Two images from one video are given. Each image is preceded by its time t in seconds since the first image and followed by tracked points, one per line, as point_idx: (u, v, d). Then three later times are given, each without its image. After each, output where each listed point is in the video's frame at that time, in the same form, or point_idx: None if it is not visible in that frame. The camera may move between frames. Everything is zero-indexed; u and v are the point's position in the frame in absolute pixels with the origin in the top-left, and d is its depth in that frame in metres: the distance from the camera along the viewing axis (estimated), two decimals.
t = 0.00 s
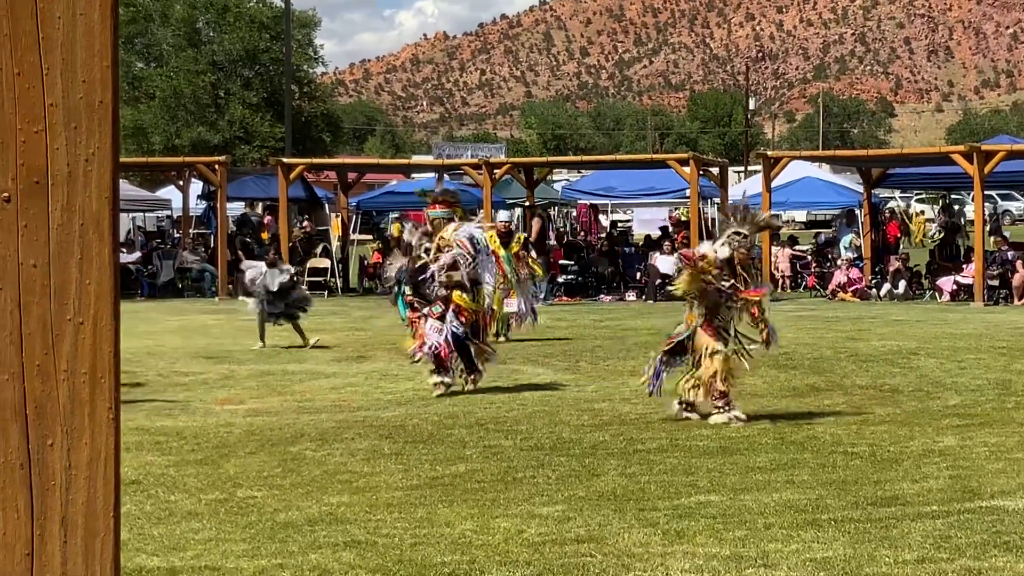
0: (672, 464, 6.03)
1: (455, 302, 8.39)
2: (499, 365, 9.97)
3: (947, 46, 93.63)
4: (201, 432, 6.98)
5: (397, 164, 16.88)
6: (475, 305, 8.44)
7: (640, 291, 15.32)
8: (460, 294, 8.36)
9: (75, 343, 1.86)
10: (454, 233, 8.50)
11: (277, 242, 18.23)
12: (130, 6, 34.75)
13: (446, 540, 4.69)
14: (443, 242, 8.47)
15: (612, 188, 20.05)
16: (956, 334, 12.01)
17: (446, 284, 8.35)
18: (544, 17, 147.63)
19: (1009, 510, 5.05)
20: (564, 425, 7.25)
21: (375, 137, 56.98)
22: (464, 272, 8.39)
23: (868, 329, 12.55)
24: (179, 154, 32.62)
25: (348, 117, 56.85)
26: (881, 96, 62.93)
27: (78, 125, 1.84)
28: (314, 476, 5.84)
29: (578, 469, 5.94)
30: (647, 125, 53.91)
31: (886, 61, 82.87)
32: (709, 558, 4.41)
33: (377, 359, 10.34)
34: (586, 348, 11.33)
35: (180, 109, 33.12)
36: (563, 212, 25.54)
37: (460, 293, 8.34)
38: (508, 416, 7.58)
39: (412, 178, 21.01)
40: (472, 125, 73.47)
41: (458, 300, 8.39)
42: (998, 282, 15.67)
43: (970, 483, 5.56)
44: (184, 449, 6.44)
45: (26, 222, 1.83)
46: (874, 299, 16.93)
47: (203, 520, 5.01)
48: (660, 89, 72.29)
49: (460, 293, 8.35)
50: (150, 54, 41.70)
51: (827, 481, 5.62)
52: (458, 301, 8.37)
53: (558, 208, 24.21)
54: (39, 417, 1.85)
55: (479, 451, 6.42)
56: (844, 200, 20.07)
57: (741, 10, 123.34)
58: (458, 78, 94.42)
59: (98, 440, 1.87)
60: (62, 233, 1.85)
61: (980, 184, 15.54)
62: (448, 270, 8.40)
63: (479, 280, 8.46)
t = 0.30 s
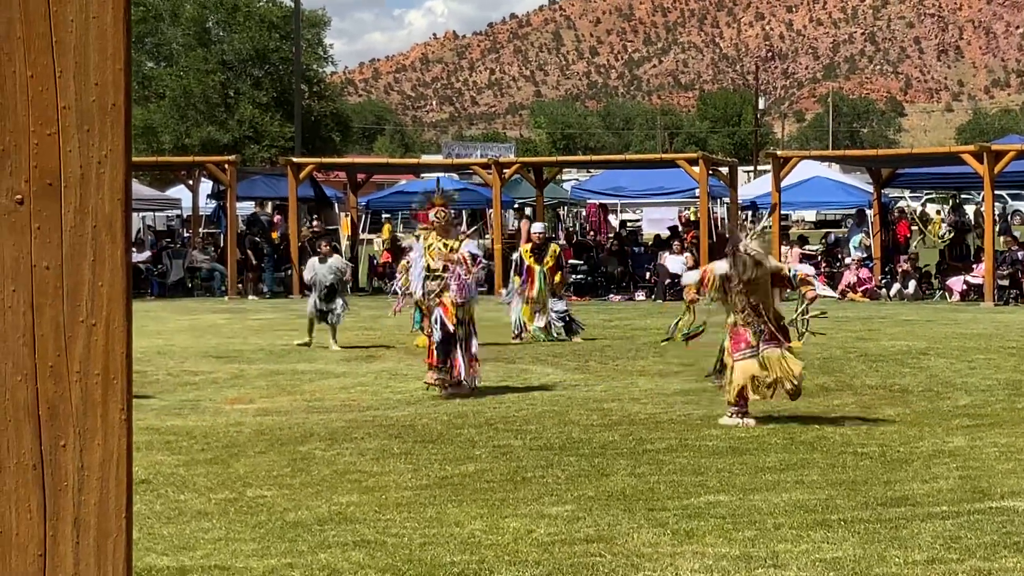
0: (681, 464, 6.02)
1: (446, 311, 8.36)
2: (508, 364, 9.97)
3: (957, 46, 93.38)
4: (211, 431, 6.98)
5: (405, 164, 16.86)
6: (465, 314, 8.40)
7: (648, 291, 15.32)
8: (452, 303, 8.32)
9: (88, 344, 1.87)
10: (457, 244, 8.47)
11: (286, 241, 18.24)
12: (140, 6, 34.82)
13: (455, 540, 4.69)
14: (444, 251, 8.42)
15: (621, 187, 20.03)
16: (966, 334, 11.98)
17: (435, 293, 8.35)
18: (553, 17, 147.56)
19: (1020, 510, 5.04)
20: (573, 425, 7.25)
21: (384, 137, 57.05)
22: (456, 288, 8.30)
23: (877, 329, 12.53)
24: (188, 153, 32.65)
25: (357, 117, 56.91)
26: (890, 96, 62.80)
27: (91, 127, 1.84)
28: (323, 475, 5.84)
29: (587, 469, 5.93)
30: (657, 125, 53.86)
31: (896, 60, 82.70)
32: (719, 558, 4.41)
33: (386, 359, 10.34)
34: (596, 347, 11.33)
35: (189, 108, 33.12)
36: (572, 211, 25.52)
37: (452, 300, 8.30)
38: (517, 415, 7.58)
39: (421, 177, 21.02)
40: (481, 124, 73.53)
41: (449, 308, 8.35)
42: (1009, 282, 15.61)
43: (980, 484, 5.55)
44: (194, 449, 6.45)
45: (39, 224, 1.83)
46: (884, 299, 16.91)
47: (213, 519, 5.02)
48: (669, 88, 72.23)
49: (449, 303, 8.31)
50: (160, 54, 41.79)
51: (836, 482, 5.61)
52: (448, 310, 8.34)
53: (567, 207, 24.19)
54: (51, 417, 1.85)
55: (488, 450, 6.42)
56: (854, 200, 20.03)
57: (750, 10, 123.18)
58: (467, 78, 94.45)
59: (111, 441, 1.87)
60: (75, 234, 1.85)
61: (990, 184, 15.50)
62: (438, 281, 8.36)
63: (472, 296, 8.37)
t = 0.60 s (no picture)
0: (687, 464, 6.02)
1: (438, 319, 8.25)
2: (515, 364, 9.97)
3: (964, 45, 93.21)
4: (217, 431, 6.99)
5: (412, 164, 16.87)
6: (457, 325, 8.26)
7: (655, 292, 15.32)
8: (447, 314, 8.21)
9: (95, 344, 1.87)
10: (448, 256, 8.23)
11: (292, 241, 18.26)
12: (147, 6, 34.87)
13: (462, 539, 4.69)
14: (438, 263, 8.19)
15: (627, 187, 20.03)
16: (974, 333, 11.97)
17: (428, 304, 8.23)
18: (559, 16, 147.56)
19: None
20: (580, 424, 7.25)
21: (391, 137, 57.10)
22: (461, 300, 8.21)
23: (885, 329, 12.51)
24: (195, 153, 32.71)
25: (363, 117, 56.99)
26: (898, 96, 62.67)
27: (98, 127, 1.84)
28: (330, 475, 5.85)
29: (593, 468, 5.93)
30: (663, 125, 53.84)
31: (903, 59, 82.58)
32: (725, 557, 4.40)
33: (393, 359, 10.36)
34: (603, 346, 11.35)
35: (196, 109, 33.19)
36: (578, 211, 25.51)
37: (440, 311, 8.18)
38: (524, 415, 7.57)
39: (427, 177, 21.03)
40: (488, 124, 73.60)
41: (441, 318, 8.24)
42: (1015, 281, 15.58)
43: (986, 483, 5.54)
44: (201, 448, 6.46)
45: (46, 224, 1.83)
46: (890, 299, 16.89)
47: (219, 519, 5.03)
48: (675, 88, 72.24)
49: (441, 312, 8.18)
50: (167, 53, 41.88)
51: (843, 481, 5.60)
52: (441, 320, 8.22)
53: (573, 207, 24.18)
54: (58, 416, 1.85)
55: (494, 450, 6.42)
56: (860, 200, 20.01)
57: (757, 10, 123.14)
58: (473, 77, 94.54)
59: (117, 442, 1.88)
60: (81, 233, 1.85)
61: (997, 184, 15.48)
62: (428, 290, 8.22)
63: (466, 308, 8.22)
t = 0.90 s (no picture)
0: (691, 464, 6.01)
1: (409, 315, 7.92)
2: (518, 364, 9.97)
3: (967, 45, 93.17)
4: (221, 431, 7.00)
5: (415, 164, 16.85)
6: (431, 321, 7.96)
7: (657, 292, 15.32)
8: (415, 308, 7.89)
9: (99, 346, 1.87)
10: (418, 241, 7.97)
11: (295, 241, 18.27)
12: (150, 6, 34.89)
13: (464, 540, 4.68)
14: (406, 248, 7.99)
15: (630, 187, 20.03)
16: (977, 333, 11.96)
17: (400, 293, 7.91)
18: (561, 16, 147.57)
19: None
20: (583, 424, 7.25)
21: (394, 137, 57.18)
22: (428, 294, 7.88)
23: (888, 329, 12.51)
24: (198, 153, 32.76)
25: (366, 117, 57.06)
26: (901, 95, 62.66)
27: (102, 128, 1.84)
28: (333, 475, 5.85)
29: (597, 469, 5.93)
30: (666, 125, 53.87)
31: (906, 58, 82.55)
32: (728, 558, 4.40)
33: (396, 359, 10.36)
34: (606, 346, 11.34)
35: (199, 109, 33.23)
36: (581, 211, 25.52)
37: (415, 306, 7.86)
38: (527, 415, 7.57)
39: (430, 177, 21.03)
40: (491, 124, 73.67)
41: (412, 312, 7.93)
42: (1019, 281, 15.58)
43: (990, 483, 5.53)
44: (204, 449, 6.46)
45: (50, 225, 1.83)
46: (893, 299, 16.88)
47: (223, 519, 5.02)
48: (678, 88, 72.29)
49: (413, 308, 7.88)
50: (170, 53, 41.95)
51: (846, 482, 5.60)
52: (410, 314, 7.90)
53: (575, 207, 24.17)
54: (62, 418, 1.85)
55: (497, 450, 6.42)
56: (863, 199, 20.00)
57: (760, 10, 123.15)
58: (476, 77, 94.60)
59: (121, 444, 1.88)
60: (85, 235, 1.85)
61: (1000, 184, 15.46)
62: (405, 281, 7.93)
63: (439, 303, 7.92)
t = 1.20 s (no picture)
0: (692, 464, 6.01)
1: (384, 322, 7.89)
2: (519, 364, 9.97)
3: (967, 45, 93.14)
4: (221, 432, 7.00)
5: (415, 164, 16.84)
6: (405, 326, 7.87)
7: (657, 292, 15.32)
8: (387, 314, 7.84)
9: (99, 348, 1.86)
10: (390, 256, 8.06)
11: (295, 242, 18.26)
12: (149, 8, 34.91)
13: (465, 540, 4.68)
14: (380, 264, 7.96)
15: (629, 187, 20.03)
16: (977, 332, 11.96)
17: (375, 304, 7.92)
18: (561, 16, 147.62)
19: None
20: (584, 424, 7.25)
21: (394, 137, 57.22)
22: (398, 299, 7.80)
23: (888, 328, 12.51)
24: (198, 154, 32.78)
25: (365, 118, 57.06)
26: (901, 94, 62.64)
27: (101, 129, 1.84)
28: (334, 476, 5.85)
29: (598, 468, 5.93)
30: (666, 125, 53.89)
31: (906, 57, 82.56)
32: (730, 558, 4.39)
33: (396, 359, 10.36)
34: (606, 347, 11.34)
35: (199, 110, 33.29)
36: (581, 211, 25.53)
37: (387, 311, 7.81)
38: (528, 416, 7.57)
39: (429, 177, 21.05)
40: (491, 125, 73.70)
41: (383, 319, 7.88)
42: (1019, 280, 15.59)
43: (990, 483, 5.53)
44: (205, 450, 6.46)
45: (50, 226, 1.83)
46: (893, 298, 16.88)
47: (223, 520, 5.02)
48: (677, 88, 72.43)
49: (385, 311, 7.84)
50: (169, 54, 42.00)
51: (847, 481, 5.60)
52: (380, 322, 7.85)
53: (575, 207, 24.17)
54: (63, 419, 1.85)
55: (498, 450, 6.41)
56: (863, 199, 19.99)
57: (760, 10, 123.27)
58: (476, 77, 94.60)
59: (122, 447, 1.87)
60: (85, 236, 1.84)
61: (1000, 183, 15.46)
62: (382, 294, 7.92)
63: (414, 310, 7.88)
